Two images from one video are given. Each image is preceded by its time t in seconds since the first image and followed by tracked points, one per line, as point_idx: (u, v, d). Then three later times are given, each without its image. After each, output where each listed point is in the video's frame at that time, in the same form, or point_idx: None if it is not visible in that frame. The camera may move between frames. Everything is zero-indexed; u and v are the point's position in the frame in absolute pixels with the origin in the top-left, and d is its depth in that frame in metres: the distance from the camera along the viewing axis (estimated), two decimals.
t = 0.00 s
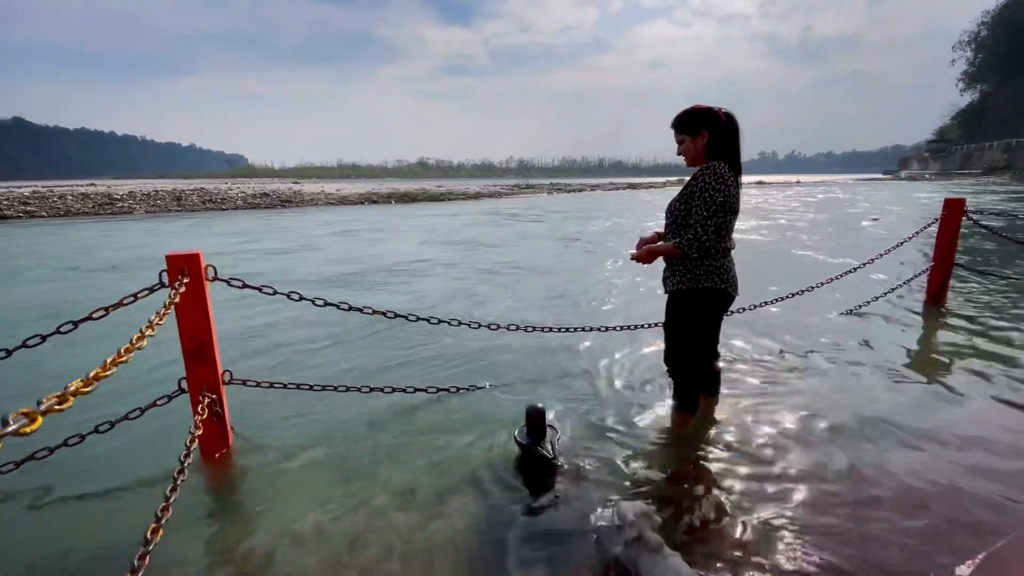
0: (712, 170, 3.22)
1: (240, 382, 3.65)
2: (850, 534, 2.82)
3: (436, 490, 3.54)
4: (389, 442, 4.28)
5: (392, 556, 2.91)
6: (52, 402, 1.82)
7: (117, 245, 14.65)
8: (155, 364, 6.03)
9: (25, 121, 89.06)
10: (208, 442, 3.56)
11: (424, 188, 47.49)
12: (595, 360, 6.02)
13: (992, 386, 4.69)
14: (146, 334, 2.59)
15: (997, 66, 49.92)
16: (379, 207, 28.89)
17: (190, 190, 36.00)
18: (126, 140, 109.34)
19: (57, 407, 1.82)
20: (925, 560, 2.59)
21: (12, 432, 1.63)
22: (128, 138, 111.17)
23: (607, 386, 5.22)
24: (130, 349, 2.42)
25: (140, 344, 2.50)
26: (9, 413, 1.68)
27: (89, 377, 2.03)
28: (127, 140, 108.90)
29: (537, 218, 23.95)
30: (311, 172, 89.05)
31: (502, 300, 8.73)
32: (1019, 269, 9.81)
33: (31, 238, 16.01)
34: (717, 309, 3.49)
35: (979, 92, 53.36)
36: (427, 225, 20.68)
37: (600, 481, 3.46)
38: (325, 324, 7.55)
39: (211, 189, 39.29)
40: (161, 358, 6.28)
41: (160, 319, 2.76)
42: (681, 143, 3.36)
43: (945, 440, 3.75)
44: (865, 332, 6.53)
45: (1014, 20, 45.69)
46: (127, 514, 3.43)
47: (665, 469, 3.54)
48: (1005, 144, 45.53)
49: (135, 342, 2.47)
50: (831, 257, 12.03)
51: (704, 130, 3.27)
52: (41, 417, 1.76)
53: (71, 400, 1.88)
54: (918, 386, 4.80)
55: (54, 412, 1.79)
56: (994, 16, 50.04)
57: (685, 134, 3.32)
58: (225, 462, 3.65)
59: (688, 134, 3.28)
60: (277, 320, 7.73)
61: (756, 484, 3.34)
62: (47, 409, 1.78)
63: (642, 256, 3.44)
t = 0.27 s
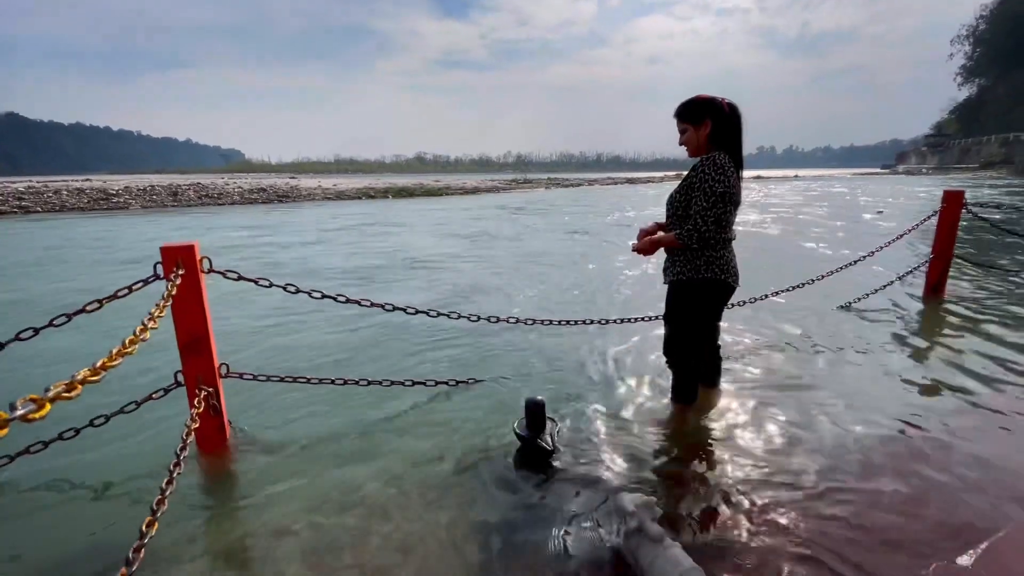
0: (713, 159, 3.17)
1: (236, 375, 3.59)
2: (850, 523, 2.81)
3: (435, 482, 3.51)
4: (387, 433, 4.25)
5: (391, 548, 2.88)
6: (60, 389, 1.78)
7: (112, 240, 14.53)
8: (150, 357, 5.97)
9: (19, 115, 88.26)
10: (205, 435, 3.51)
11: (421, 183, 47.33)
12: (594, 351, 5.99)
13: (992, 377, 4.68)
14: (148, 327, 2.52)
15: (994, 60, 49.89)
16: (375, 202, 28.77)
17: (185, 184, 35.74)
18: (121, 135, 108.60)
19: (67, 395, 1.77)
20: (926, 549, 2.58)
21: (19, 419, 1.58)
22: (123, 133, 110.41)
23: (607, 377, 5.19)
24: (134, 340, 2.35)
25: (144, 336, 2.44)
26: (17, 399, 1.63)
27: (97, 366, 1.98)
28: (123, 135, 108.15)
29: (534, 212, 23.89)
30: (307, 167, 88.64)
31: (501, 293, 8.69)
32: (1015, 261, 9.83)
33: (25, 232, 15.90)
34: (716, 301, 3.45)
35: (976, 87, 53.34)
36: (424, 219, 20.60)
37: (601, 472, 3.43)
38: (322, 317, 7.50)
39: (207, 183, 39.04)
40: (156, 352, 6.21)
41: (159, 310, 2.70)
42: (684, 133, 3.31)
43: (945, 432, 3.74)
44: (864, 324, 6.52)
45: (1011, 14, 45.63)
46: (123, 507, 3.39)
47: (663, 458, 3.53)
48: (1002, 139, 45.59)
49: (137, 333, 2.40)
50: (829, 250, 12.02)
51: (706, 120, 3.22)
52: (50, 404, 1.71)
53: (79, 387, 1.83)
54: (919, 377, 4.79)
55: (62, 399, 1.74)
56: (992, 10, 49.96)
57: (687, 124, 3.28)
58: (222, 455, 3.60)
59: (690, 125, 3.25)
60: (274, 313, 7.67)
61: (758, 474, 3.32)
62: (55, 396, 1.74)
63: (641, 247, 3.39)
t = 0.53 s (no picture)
0: (713, 152, 3.14)
1: (233, 369, 3.55)
2: (852, 516, 2.81)
3: (434, 476, 3.48)
4: (385, 428, 4.22)
5: (390, 542, 2.86)
6: (42, 378, 1.75)
7: (109, 236, 14.47)
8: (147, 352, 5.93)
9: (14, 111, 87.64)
10: (202, 430, 3.48)
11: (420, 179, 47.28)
12: (594, 345, 5.96)
13: (993, 371, 4.66)
14: (138, 318, 2.47)
15: (992, 56, 49.84)
16: (374, 198, 28.68)
17: (183, 181, 35.63)
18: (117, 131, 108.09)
19: (46, 384, 1.74)
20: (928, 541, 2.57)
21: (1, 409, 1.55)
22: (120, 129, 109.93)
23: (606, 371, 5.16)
24: (124, 331, 2.32)
25: (133, 328, 2.40)
26: None
27: (80, 357, 1.94)
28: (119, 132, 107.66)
29: (533, 207, 23.85)
30: (305, 164, 88.37)
31: (500, 288, 8.66)
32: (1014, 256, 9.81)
33: (21, 229, 15.81)
34: (715, 294, 3.43)
35: (974, 82, 53.30)
36: (423, 215, 20.53)
37: (601, 466, 3.41)
38: (320, 312, 7.46)
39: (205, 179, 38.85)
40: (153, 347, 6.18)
41: (152, 303, 2.66)
42: (686, 124, 3.28)
43: (946, 425, 3.73)
44: (864, 318, 6.51)
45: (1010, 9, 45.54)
46: (118, 501, 3.36)
47: (663, 451, 3.51)
48: (1000, 134, 45.59)
49: (126, 324, 2.35)
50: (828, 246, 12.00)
51: (709, 112, 3.19)
52: (32, 394, 1.68)
53: (62, 376, 1.80)
54: (920, 371, 4.77)
55: (44, 389, 1.71)
56: (991, 5, 49.90)
57: (690, 115, 3.25)
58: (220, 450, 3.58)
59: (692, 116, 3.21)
60: (272, 309, 7.62)
61: (761, 468, 3.30)
62: (36, 386, 1.71)
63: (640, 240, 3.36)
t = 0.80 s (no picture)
0: (708, 149, 3.10)
1: (232, 366, 3.53)
2: (854, 510, 2.80)
3: (434, 471, 3.47)
4: (384, 424, 4.21)
5: (390, 537, 2.85)
6: (28, 374, 1.72)
7: (107, 234, 14.41)
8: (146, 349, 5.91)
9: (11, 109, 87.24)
10: (201, 427, 3.47)
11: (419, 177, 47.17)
12: (593, 342, 5.96)
13: (993, 366, 4.66)
14: (133, 314, 2.44)
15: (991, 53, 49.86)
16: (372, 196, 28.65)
17: (181, 179, 35.55)
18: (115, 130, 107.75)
19: (33, 379, 1.72)
20: (931, 536, 2.57)
21: None
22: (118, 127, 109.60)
23: (606, 367, 5.16)
24: (117, 327, 2.28)
25: (128, 324, 2.37)
26: None
27: (70, 352, 1.92)
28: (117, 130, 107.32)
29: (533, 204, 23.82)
30: (304, 162, 88.17)
31: (499, 285, 8.65)
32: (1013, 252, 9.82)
33: (19, 227, 15.76)
34: (703, 293, 3.41)
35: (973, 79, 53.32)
36: (422, 212, 20.51)
37: (602, 461, 3.40)
38: (319, 309, 7.44)
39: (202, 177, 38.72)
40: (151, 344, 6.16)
41: (148, 298, 2.63)
42: (688, 118, 3.25)
43: (946, 420, 3.73)
44: (863, 314, 6.52)
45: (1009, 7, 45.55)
46: (117, 498, 3.34)
47: (664, 448, 3.49)
48: (998, 131, 45.64)
49: (121, 321, 2.32)
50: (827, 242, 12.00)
51: (711, 107, 3.15)
52: (15, 389, 1.65)
53: (49, 372, 1.78)
54: (920, 367, 4.76)
55: (29, 384, 1.69)
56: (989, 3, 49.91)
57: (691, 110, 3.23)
58: (218, 446, 3.56)
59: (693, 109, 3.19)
60: (270, 306, 7.61)
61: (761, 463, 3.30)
62: (22, 381, 1.68)
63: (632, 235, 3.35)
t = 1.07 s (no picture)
0: (691, 146, 3.10)
1: (231, 365, 3.52)
2: (854, 508, 2.81)
3: (432, 470, 3.47)
4: (384, 423, 4.20)
5: (389, 537, 2.84)
6: (37, 370, 1.72)
7: (105, 235, 14.40)
8: (144, 349, 5.90)
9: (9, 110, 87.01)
10: (200, 427, 3.46)
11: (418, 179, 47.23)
12: (593, 341, 5.95)
13: (993, 365, 4.66)
14: (135, 313, 2.43)
15: (989, 53, 49.91)
16: (371, 196, 28.66)
17: (179, 180, 35.54)
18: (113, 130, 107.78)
19: (42, 376, 1.71)
20: (932, 536, 2.55)
21: None
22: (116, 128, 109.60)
23: (606, 367, 5.15)
24: (119, 325, 2.26)
25: (129, 322, 2.35)
26: None
27: (77, 350, 1.92)
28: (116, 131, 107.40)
29: (531, 204, 23.82)
30: (303, 162, 88.18)
31: (499, 284, 8.64)
32: (1010, 252, 9.84)
33: (17, 228, 15.74)
34: (683, 293, 3.38)
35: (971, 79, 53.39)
36: (420, 212, 20.50)
37: (601, 461, 3.40)
38: (318, 309, 7.43)
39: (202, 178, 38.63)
40: (149, 344, 6.14)
41: (148, 297, 2.63)
42: (683, 118, 3.26)
43: (944, 419, 3.73)
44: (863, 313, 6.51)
45: (1006, 7, 45.67)
46: (114, 498, 3.33)
47: (664, 446, 3.49)
48: (996, 131, 45.72)
49: (122, 319, 2.31)
50: (825, 243, 12.01)
51: (705, 108, 3.15)
52: (26, 386, 1.65)
53: (57, 369, 1.77)
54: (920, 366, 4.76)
55: (39, 380, 1.68)
56: (987, 3, 50.01)
57: (688, 110, 3.23)
58: (217, 446, 3.55)
59: (688, 110, 3.21)
60: (269, 306, 7.59)
61: (760, 461, 3.31)
62: (31, 377, 1.68)
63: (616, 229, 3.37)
